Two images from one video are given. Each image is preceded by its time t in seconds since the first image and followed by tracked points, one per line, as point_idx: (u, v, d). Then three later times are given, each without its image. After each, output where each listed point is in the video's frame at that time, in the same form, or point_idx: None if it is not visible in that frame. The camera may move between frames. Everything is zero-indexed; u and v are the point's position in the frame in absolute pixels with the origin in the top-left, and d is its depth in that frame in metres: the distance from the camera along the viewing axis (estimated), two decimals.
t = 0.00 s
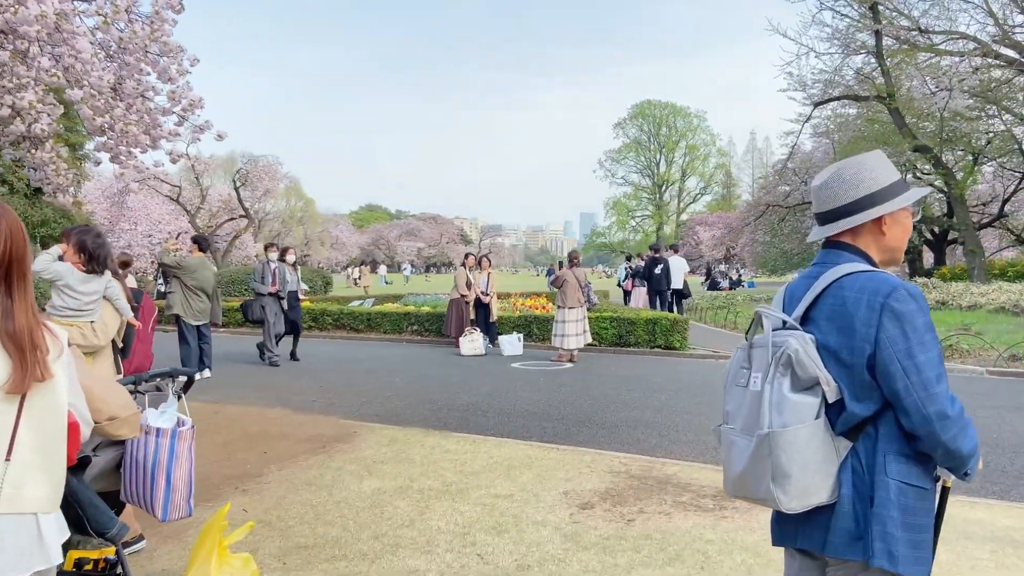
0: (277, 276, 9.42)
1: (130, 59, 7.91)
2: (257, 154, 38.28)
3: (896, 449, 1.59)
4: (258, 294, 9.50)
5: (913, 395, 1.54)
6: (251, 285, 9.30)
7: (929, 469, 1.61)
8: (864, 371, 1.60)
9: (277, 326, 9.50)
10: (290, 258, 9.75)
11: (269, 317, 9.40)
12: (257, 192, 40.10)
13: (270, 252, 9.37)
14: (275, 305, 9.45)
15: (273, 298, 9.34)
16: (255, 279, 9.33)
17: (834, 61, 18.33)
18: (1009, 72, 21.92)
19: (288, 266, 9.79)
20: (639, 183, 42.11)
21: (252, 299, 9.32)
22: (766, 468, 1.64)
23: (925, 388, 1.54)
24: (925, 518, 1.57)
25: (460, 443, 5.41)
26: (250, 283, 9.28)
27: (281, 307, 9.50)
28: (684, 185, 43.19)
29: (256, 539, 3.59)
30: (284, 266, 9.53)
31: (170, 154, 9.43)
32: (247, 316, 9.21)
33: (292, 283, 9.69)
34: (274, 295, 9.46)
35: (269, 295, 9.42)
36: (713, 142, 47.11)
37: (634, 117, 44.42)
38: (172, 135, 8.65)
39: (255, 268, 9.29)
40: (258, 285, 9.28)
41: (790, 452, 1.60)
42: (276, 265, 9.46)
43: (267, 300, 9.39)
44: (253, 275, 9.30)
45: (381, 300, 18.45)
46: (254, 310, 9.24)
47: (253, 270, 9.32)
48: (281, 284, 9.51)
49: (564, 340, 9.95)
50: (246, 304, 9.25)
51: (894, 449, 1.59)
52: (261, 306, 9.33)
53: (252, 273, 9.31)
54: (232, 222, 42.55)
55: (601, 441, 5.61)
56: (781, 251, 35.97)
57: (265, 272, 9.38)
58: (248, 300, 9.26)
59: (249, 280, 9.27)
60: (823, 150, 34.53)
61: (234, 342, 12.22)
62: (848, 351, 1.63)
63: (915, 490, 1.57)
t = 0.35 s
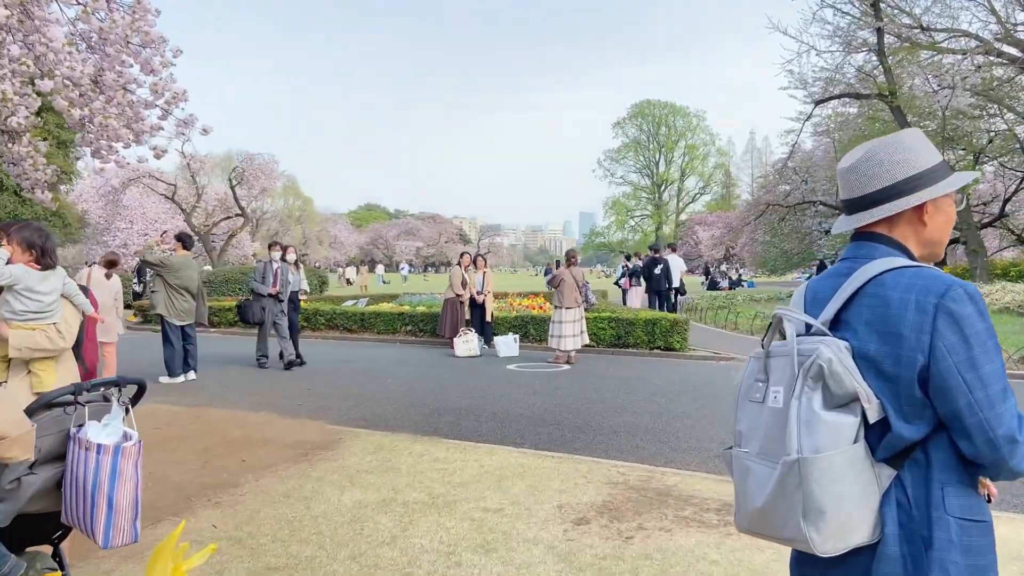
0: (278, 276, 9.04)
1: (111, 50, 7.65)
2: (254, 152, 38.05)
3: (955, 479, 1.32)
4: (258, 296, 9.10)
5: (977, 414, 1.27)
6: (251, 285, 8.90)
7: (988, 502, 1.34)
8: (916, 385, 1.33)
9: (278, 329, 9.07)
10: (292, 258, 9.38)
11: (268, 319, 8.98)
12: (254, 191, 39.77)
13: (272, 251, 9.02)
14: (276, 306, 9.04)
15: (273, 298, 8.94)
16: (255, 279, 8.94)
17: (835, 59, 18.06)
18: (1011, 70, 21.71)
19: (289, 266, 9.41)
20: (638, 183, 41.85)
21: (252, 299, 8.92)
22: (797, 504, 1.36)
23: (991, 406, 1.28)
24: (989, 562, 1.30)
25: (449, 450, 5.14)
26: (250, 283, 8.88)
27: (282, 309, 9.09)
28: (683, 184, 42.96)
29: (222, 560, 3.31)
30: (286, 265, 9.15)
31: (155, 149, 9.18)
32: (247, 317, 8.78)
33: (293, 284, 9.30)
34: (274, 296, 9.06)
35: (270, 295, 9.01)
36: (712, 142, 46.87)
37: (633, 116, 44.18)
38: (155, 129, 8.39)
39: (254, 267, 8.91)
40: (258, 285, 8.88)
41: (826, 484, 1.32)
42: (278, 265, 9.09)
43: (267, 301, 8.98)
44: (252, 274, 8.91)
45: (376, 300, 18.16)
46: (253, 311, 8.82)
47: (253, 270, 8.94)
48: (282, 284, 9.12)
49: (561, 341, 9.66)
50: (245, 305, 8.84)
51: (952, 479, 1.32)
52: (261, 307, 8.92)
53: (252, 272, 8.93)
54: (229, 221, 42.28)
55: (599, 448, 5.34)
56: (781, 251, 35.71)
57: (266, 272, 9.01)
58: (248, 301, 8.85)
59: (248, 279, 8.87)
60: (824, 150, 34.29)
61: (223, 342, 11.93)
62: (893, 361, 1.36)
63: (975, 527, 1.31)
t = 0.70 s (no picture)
0: (285, 276, 8.53)
1: (95, 45, 7.41)
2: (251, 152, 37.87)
3: None
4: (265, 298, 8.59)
5: None
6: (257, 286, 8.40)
7: None
8: None
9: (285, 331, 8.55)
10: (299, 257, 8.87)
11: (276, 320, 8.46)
12: (251, 191, 39.46)
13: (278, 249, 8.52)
14: (283, 306, 8.51)
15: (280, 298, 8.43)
16: (261, 279, 8.44)
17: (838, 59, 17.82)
18: (1014, 71, 21.49)
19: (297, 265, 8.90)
20: (637, 183, 41.60)
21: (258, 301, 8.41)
22: None
23: None
24: None
25: (444, 464, 4.89)
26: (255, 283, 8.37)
27: (290, 310, 8.58)
28: (683, 185, 42.78)
29: None
30: (294, 264, 8.65)
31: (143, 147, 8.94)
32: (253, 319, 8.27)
33: (302, 284, 8.78)
34: (282, 297, 8.55)
35: (277, 296, 8.50)
36: (712, 142, 46.66)
37: (632, 116, 43.93)
38: (142, 126, 8.15)
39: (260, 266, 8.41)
40: (264, 284, 8.38)
41: (932, 558, 1.11)
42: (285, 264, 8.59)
43: (275, 302, 8.47)
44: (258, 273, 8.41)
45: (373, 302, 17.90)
46: (260, 313, 8.31)
47: (259, 269, 8.45)
48: (291, 284, 8.60)
49: (561, 345, 9.40)
50: (251, 307, 8.33)
51: None
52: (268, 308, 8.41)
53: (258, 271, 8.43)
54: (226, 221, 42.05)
55: (601, 461, 5.08)
56: (781, 251, 35.46)
57: (273, 272, 8.51)
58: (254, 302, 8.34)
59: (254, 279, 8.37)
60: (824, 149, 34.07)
61: (215, 346, 11.67)
62: (1004, 406, 1.14)
63: None
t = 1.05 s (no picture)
0: (295, 281, 8.12)
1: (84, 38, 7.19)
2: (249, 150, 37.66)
3: None
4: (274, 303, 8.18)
5: None
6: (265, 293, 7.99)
7: None
8: None
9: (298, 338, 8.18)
10: (311, 258, 8.44)
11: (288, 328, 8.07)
12: (250, 190, 39.25)
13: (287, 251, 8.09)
14: (293, 313, 8.12)
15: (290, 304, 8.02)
16: (269, 285, 8.03)
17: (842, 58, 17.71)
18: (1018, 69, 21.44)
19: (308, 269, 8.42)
20: (637, 182, 41.42)
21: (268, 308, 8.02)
22: None
23: None
24: None
25: (447, 477, 4.64)
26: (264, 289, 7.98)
27: (301, 316, 8.18)
28: (682, 184, 42.62)
29: None
30: (304, 267, 8.23)
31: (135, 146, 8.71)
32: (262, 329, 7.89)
33: (313, 287, 8.36)
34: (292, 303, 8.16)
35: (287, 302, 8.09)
36: (712, 142, 46.53)
37: (632, 116, 43.76)
38: (134, 123, 7.91)
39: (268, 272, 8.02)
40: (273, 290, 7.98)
41: None
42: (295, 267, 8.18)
43: (284, 309, 8.07)
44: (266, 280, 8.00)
45: (371, 303, 17.65)
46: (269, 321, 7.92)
47: (267, 275, 8.04)
48: (301, 289, 8.19)
49: (565, 349, 9.14)
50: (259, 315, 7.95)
51: None
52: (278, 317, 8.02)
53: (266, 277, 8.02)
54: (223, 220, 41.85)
55: (611, 473, 4.83)
56: (783, 251, 35.27)
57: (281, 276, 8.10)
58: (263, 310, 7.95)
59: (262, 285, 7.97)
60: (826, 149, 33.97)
61: (212, 348, 11.46)
62: None
63: None
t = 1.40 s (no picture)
0: (300, 282, 7.82)
1: (73, 30, 6.94)
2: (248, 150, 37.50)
3: None
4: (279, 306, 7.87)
5: None
6: (268, 294, 7.69)
7: None
8: None
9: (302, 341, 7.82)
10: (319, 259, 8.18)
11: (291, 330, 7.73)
12: (248, 190, 38.97)
13: (293, 252, 7.83)
14: (297, 316, 7.78)
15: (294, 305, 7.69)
16: (273, 286, 7.73)
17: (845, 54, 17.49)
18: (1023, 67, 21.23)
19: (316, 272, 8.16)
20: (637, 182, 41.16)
21: (271, 310, 7.70)
22: None
23: None
24: None
25: (448, 489, 4.39)
26: (266, 290, 7.67)
27: (306, 319, 7.84)
28: (682, 184, 42.42)
29: None
30: (310, 269, 7.93)
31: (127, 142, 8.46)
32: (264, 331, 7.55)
33: (319, 290, 8.05)
34: (297, 305, 7.83)
35: (291, 304, 7.77)
36: (712, 142, 46.34)
37: (632, 116, 43.53)
38: (124, 118, 7.65)
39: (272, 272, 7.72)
40: (276, 291, 7.67)
41: None
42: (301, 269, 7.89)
43: (289, 311, 7.74)
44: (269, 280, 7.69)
45: (369, 305, 17.40)
46: (271, 323, 7.58)
47: (271, 275, 7.75)
48: (306, 291, 7.88)
49: (568, 351, 8.88)
50: (262, 317, 7.62)
51: None
52: (281, 318, 7.69)
53: (269, 278, 7.71)
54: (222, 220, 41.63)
55: (622, 484, 4.59)
56: (784, 251, 35.00)
57: (287, 276, 7.83)
58: (265, 312, 7.63)
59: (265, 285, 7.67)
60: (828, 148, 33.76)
61: (207, 350, 11.21)
62: None
63: None
